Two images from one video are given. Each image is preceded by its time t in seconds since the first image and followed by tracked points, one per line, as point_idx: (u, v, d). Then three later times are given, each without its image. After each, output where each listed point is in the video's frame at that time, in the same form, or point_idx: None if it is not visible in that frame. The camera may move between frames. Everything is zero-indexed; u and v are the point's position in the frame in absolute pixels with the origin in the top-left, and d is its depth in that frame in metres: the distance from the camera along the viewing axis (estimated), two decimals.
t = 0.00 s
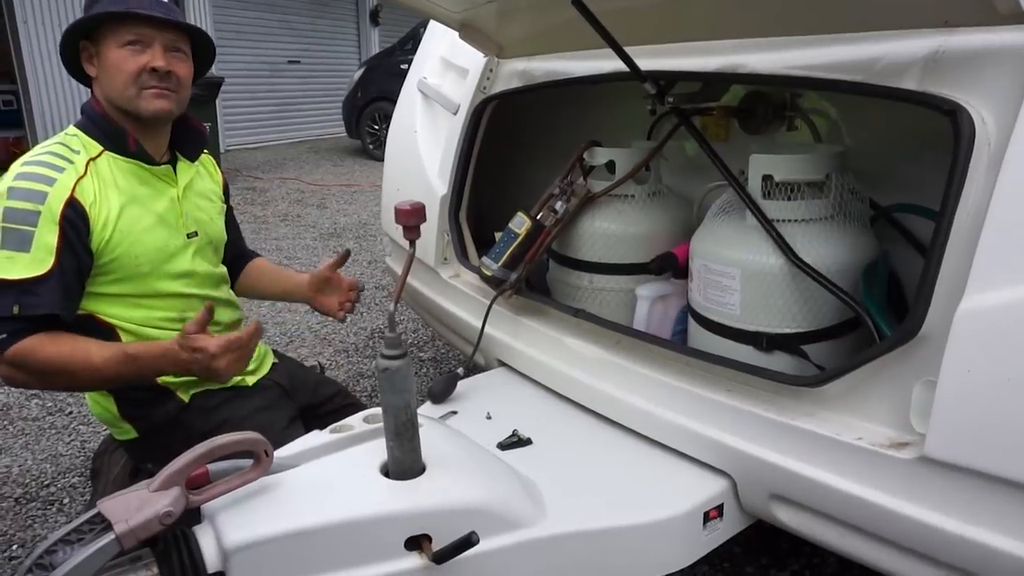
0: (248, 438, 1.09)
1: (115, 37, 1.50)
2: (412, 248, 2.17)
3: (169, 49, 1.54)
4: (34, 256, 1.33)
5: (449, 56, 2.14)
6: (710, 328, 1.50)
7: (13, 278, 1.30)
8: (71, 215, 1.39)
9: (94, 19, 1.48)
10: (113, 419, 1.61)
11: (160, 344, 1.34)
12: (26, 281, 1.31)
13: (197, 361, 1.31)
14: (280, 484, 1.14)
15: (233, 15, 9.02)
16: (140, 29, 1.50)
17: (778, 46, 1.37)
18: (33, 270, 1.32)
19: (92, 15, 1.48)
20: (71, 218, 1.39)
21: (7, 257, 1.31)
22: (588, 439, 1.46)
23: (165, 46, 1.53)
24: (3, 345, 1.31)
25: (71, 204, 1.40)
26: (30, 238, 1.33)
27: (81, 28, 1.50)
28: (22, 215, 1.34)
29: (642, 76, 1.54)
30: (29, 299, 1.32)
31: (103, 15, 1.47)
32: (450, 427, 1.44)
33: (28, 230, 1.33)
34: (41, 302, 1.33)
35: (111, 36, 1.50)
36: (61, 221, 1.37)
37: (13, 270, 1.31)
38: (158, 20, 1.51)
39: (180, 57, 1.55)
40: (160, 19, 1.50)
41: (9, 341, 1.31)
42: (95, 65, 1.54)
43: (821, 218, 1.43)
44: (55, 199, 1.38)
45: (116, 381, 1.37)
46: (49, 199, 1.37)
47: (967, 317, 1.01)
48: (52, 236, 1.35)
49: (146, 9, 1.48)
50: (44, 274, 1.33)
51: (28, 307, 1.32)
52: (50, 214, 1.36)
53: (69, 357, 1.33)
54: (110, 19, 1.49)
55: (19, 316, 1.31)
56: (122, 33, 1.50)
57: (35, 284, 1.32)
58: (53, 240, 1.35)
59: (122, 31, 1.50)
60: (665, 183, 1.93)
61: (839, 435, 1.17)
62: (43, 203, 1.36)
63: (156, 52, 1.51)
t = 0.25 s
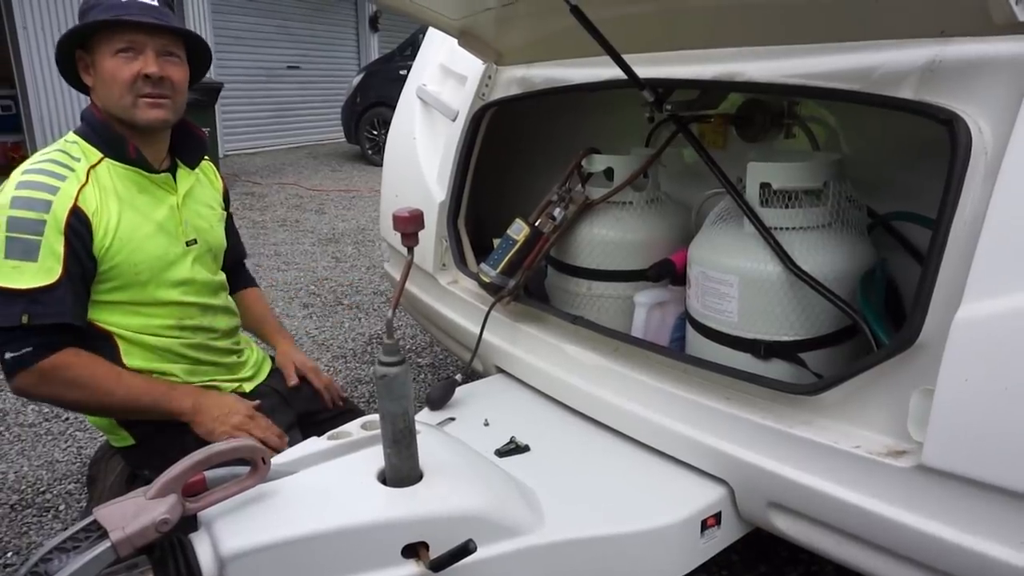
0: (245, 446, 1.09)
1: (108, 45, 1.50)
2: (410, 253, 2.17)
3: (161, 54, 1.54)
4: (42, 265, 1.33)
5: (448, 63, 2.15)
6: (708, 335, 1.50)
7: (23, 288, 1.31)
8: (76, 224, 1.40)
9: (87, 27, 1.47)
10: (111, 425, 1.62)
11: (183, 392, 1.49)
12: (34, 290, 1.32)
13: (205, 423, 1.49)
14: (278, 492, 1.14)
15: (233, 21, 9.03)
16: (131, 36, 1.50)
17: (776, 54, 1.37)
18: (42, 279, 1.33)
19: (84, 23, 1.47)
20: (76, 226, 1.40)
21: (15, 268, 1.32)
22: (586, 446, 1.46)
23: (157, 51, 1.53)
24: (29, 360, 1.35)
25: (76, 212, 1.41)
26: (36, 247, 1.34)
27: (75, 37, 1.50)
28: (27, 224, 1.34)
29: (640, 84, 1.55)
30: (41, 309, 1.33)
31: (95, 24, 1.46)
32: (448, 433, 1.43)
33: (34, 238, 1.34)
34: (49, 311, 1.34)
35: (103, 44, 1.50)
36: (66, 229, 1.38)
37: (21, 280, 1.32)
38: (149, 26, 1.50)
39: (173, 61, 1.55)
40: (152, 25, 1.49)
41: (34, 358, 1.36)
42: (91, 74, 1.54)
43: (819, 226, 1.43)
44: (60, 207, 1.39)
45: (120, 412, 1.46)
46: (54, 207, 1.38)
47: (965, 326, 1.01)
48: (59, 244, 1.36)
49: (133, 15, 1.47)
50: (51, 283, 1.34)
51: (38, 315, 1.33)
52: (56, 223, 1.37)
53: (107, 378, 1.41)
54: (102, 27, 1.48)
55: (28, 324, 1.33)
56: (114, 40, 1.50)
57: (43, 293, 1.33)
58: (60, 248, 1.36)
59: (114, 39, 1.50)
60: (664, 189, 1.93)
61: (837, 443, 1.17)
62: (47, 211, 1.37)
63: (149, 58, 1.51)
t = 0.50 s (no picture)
0: (245, 445, 1.09)
1: (111, 43, 1.50)
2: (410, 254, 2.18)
3: (164, 51, 1.54)
4: (45, 262, 1.34)
5: (449, 64, 2.15)
6: (709, 337, 1.50)
7: (26, 286, 1.32)
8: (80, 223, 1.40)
9: (91, 26, 1.48)
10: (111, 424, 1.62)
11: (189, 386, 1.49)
12: (39, 288, 1.33)
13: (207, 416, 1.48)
14: (278, 491, 1.14)
15: (234, 21, 9.04)
16: (134, 34, 1.50)
17: (777, 56, 1.37)
18: (45, 277, 1.33)
19: (87, 22, 1.48)
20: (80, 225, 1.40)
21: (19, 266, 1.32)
22: (586, 447, 1.46)
23: (160, 48, 1.53)
24: (29, 356, 1.35)
25: (80, 211, 1.41)
26: (40, 245, 1.34)
27: (79, 37, 1.51)
28: (31, 222, 1.35)
29: (642, 86, 1.55)
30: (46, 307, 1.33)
31: (98, 22, 1.47)
32: (448, 434, 1.43)
33: (39, 236, 1.34)
34: (53, 309, 1.34)
35: (107, 42, 1.50)
36: (70, 228, 1.38)
37: (25, 278, 1.32)
38: (152, 23, 1.51)
39: (177, 58, 1.56)
40: (157, 21, 1.50)
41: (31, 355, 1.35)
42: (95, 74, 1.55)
43: (820, 228, 1.43)
44: (65, 206, 1.39)
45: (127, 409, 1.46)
46: (59, 206, 1.38)
47: (966, 329, 1.01)
48: (63, 242, 1.36)
49: (138, 12, 1.48)
50: (55, 281, 1.34)
51: (41, 313, 1.33)
52: (61, 222, 1.37)
53: (113, 376, 1.41)
54: (106, 26, 1.49)
55: (31, 322, 1.33)
56: (117, 38, 1.50)
57: (47, 291, 1.33)
58: (65, 246, 1.36)
59: (119, 37, 1.50)
60: (665, 191, 1.93)
61: (838, 446, 1.17)
62: (52, 210, 1.37)
63: (152, 55, 1.51)
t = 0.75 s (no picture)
0: (239, 449, 1.09)
1: (98, 47, 1.49)
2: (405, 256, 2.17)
3: (151, 54, 1.52)
4: (28, 261, 1.30)
5: (443, 65, 2.15)
6: (704, 337, 1.49)
7: (8, 283, 1.27)
8: (66, 221, 1.38)
9: (77, 31, 1.47)
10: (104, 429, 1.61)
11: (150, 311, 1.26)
12: (22, 285, 1.28)
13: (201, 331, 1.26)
14: (273, 496, 1.14)
15: (228, 22, 9.02)
16: (119, 38, 1.49)
17: (769, 55, 1.37)
18: (27, 275, 1.29)
19: (74, 26, 1.47)
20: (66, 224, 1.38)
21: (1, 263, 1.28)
22: (582, 449, 1.45)
23: (147, 52, 1.51)
24: None
25: (67, 209, 1.39)
26: (24, 244, 1.31)
27: (68, 40, 1.50)
28: (15, 220, 1.32)
29: (636, 85, 1.55)
30: (22, 305, 1.27)
31: (83, 28, 1.45)
32: (444, 436, 1.43)
33: (23, 235, 1.31)
34: (33, 307, 1.29)
35: (95, 46, 1.49)
36: (55, 226, 1.35)
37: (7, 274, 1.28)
38: (138, 27, 1.48)
39: (165, 61, 1.54)
40: (141, 26, 1.48)
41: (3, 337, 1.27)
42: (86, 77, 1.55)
43: (815, 227, 1.43)
44: (51, 204, 1.37)
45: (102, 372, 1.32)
46: (44, 205, 1.36)
47: (961, 328, 1.01)
48: (46, 242, 1.33)
49: (120, 17, 1.46)
50: (38, 279, 1.30)
51: (21, 312, 1.27)
52: (46, 219, 1.35)
53: (57, 353, 1.25)
54: (92, 31, 1.48)
55: (9, 321, 1.26)
56: (104, 42, 1.49)
57: (30, 288, 1.29)
58: (48, 245, 1.33)
59: (105, 40, 1.49)
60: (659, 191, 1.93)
61: (833, 445, 1.17)
62: (38, 208, 1.35)
63: (139, 60, 1.49)
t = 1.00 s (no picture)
0: (237, 451, 1.08)
1: (94, 50, 1.49)
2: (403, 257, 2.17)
3: (148, 56, 1.52)
4: (23, 261, 1.31)
5: (442, 66, 2.15)
6: (703, 339, 1.49)
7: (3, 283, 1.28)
8: (63, 219, 1.39)
9: (73, 33, 1.47)
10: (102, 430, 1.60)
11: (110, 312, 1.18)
12: (17, 284, 1.29)
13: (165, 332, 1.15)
14: (271, 497, 1.14)
15: (227, 23, 9.02)
16: (116, 41, 1.48)
17: (767, 56, 1.38)
18: (21, 274, 1.30)
19: (71, 29, 1.47)
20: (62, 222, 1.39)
21: None
22: (581, 450, 1.45)
23: (144, 54, 1.51)
24: None
25: (63, 208, 1.40)
26: (19, 243, 1.32)
27: (64, 43, 1.50)
28: (10, 219, 1.33)
29: (634, 87, 1.55)
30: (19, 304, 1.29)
31: (79, 31, 1.45)
32: (443, 438, 1.43)
33: (17, 234, 1.32)
34: (27, 307, 1.30)
35: (91, 49, 1.49)
36: (50, 225, 1.36)
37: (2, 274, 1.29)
38: (134, 30, 1.48)
39: (162, 62, 1.53)
40: (138, 27, 1.48)
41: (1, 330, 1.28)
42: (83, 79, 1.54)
43: (813, 229, 1.43)
44: (46, 203, 1.38)
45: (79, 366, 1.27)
46: (39, 204, 1.37)
47: (959, 329, 1.01)
48: (41, 241, 1.34)
49: (115, 19, 1.46)
50: (32, 278, 1.31)
51: (16, 311, 1.28)
52: (42, 216, 1.36)
53: (37, 354, 1.25)
54: (88, 34, 1.47)
55: (4, 320, 1.28)
56: (100, 45, 1.48)
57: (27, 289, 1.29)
58: (43, 245, 1.34)
59: (101, 42, 1.48)
60: (658, 192, 1.93)
61: (832, 447, 1.17)
62: (32, 207, 1.36)
63: (135, 62, 1.49)
